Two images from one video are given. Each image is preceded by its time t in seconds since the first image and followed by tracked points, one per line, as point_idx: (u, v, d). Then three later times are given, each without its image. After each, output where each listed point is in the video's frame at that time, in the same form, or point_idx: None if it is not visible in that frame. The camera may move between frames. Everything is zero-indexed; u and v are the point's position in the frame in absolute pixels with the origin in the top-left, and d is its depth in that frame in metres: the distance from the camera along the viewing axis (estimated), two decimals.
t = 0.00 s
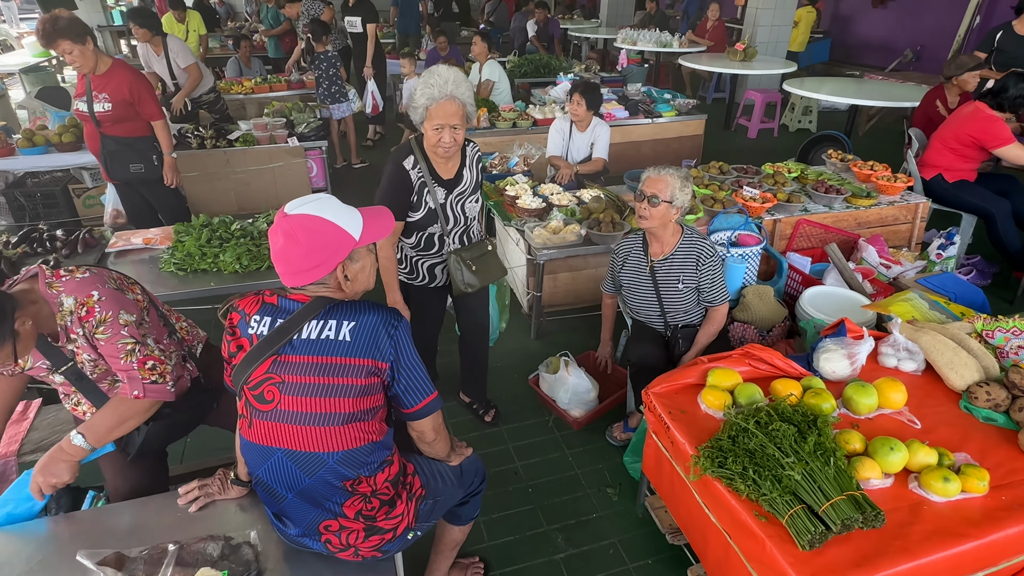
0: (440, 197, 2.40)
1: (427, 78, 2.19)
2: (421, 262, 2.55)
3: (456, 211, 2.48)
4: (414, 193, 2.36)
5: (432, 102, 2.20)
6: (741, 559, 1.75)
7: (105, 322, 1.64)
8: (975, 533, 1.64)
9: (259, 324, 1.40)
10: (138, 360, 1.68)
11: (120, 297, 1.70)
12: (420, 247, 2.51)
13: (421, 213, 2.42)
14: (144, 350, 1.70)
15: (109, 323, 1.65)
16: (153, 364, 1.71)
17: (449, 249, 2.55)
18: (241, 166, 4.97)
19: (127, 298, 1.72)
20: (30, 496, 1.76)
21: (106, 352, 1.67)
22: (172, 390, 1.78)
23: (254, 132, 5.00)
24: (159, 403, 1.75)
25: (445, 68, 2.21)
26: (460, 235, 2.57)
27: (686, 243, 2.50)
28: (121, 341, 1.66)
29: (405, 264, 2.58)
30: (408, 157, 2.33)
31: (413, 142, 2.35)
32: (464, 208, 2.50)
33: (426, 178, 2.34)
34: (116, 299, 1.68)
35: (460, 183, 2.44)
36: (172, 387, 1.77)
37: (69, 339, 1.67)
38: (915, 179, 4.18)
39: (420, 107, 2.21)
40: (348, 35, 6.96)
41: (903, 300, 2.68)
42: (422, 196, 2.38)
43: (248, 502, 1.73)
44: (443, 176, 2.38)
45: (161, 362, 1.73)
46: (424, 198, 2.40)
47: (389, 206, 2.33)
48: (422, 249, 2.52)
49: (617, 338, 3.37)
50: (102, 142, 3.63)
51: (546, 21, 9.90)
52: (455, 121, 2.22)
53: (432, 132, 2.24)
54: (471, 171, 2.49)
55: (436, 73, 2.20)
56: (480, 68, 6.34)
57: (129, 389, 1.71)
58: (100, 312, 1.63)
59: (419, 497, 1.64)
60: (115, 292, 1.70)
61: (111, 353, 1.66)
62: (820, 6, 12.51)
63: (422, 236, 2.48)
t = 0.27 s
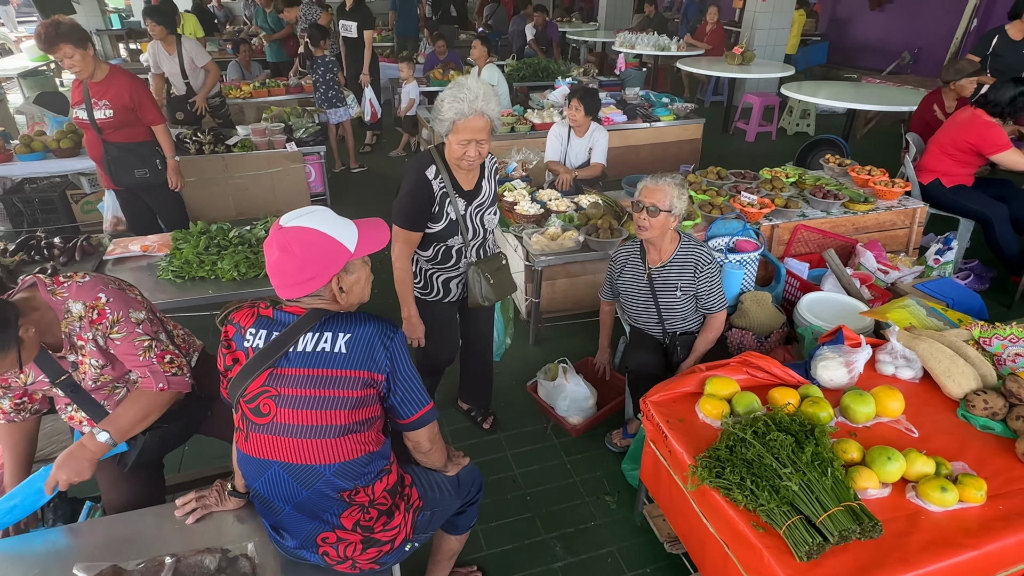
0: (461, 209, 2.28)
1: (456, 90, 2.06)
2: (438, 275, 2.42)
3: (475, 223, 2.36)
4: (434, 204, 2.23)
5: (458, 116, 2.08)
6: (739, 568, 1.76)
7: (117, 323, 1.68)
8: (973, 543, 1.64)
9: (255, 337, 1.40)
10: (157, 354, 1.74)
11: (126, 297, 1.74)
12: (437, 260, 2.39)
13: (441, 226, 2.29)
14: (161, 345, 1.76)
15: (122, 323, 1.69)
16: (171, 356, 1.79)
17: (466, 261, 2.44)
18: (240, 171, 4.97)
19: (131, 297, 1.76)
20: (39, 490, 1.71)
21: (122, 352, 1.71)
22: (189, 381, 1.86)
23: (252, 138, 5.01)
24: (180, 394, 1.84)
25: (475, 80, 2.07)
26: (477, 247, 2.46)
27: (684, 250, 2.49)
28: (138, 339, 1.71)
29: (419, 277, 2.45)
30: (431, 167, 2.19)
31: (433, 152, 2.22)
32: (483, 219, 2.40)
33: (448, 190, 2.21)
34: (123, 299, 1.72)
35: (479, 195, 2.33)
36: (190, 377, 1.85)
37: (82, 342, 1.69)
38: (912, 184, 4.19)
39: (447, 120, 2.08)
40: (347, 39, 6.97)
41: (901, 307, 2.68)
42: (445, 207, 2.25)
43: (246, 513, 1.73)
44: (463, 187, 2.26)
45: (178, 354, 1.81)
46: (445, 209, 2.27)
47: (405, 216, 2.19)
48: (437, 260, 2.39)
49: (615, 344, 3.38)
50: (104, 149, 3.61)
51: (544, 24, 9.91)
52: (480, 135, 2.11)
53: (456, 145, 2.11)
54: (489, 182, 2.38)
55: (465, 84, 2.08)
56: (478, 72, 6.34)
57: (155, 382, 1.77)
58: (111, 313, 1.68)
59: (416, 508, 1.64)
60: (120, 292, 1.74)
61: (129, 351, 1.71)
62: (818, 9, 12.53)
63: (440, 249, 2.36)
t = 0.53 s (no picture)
0: (468, 231, 2.20)
1: (466, 113, 2.01)
2: (442, 297, 2.32)
3: (482, 246, 2.29)
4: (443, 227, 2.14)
5: (470, 140, 2.02)
6: None
7: (120, 336, 1.70)
8: (967, 555, 1.64)
9: (250, 350, 1.41)
10: (157, 369, 1.76)
11: (130, 310, 1.77)
12: (442, 282, 2.29)
13: (448, 250, 2.20)
14: (161, 360, 1.78)
15: (126, 336, 1.71)
16: (171, 371, 1.80)
17: (472, 283, 2.36)
18: (239, 180, 4.99)
19: (135, 311, 1.78)
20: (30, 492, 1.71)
21: (123, 365, 1.71)
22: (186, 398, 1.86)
23: (252, 147, 5.04)
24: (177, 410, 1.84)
25: (483, 103, 2.03)
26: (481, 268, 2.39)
27: (679, 263, 2.51)
28: (138, 353, 1.72)
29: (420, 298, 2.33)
30: (437, 190, 2.09)
31: (437, 172, 2.13)
32: (489, 242, 2.34)
33: (456, 214, 2.13)
34: (128, 312, 1.75)
35: (484, 217, 2.26)
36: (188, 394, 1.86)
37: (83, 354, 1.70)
38: (908, 194, 4.21)
39: (460, 144, 2.02)
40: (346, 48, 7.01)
41: (897, 317, 2.70)
42: (452, 231, 2.16)
43: (243, 527, 1.74)
44: (470, 210, 2.19)
45: (177, 370, 1.83)
46: (451, 232, 2.18)
47: (413, 238, 2.08)
48: (442, 283, 2.29)
49: (613, 353, 3.38)
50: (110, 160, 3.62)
51: (543, 32, 9.96)
52: (491, 160, 2.08)
53: (467, 169, 2.06)
54: (494, 204, 2.32)
55: (474, 107, 2.04)
56: (477, 81, 6.38)
57: (152, 398, 1.76)
58: (115, 325, 1.70)
59: (413, 520, 1.65)
60: (124, 305, 1.76)
61: (130, 365, 1.72)
62: (815, 16, 12.61)
63: (447, 271, 2.26)
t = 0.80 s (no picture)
0: (465, 260, 2.09)
1: (446, 134, 1.88)
2: (449, 330, 2.23)
3: (481, 272, 2.18)
4: (436, 259, 2.04)
5: (458, 160, 1.89)
6: None
7: (109, 343, 1.69)
8: (967, 571, 1.63)
9: (244, 361, 1.41)
10: (135, 384, 1.71)
11: (125, 318, 1.75)
12: (448, 314, 2.19)
13: (446, 282, 2.10)
14: (142, 375, 1.73)
15: (113, 345, 1.69)
16: (149, 388, 1.75)
17: (479, 311, 2.26)
18: (239, 190, 5.00)
19: (133, 321, 1.77)
20: None
21: (105, 373, 1.70)
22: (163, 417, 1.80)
23: (251, 157, 5.05)
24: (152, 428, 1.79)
25: (460, 120, 1.92)
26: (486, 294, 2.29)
27: (677, 275, 2.52)
28: (122, 363, 1.70)
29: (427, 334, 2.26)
30: (426, 224, 2.00)
31: (426, 203, 2.03)
32: (490, 266, 2.22)
33: (448, 243, 2.03)
34: (122, 320, 1.73)
35: (482, 242, 2.16)
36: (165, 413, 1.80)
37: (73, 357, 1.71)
38: (906, 204, 4.21)
39: (446, 169, 1.89)
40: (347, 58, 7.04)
41: (896, 329, 2.69)
42: (447, 263, 2.06)
43: (238, 541, 1.73)
44: (463, 237, 2.08)
45: (157, 388, 1.77)
46: (448, 263, 2.08)
47: (408, 275, 1.99)
48: (447, 314, 2.20)
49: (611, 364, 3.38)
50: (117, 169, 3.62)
51: (542, 42, 10.02)
52: (482, 178, 1.94)
53: (459, 193, 1.93)
54: (491, 225, 2.21)
55: (453, 128, 1.91)
56: (477, 91, 6.41)
57: (123, 412, 1.73)
58: (106, 332, 1.68)
59: (408, 534, 1.64)
60: (121, 313, 1.75)
61: (111, 375, 1.69)
62: (813, 26, 12.68)
63: (450, 303, 2.17)
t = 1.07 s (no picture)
0: (464, 285, 2.08)
1: (440, 155, 1.89)
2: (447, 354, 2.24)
3: (482, 295, 2.16)
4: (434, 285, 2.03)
5: (454, 179, 1.89)
6: None
7: (91, 340, 1.67)
8: None
9: (240, 370, 1.41)
10: (98, 385, 1.67)
11: (120, 320, 1.76)
12: (446, 340, 2.19)
13: (445, 308, 2.09)
14: (109, 378, 1.69)
15: (95, 343, 1.67)
16: (110, 393, 1.70)
17: (479, 336, 2.24)
18: (239, 199, 5.02)
19: (129, 325, 1.78)
20: None
21: (77, 369, 1.67)
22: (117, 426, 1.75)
23: (251, 165, 5.07)
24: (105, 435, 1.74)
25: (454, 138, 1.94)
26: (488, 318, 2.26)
27: (675, 285, 2.51)
28: (94, 362, 1.67)
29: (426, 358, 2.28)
30: (422, 248, 1.99)
31: (423, 226, 2.03)
32: (490, 289, 2.21)
33: (445, 268, 2.02)
34: (116, 322, 1.74)
35: (482, 264, 2.14)
36: (120, 422, 1.74)
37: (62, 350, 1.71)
38: (906, 214, 4.21)
39: (444, 189, 1.88)
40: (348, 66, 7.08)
41: (895, 340, 2.68)
42: (445, 288, 2.04)
43: (233, 554, 1.71)
44: (462, 261, 2.07)
45: (118, 395, 1.72)
46: (447, 288, 2.06)
47: (407, 303, 1.98)
48: (445, 340, 2.20)
49: (610, 374, 3.37)
50: (137, 176, 3.62)
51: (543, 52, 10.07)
52: (480, 195, 1.93)
53: (459, 213, 1.92)
54: (491, 248, 2.19)
55: (445, 147, 1.93)
56: (477, 100, 6.43)
57: (75, 413, 1.69)
58: (93, 329, 1.68)
59: (405, 546, 1.63)
60: (118, 315, 1.76)
61: (79, 372, 1.66)
62: (812, 36, 12.74)
63: (448, 329, 2.16)
